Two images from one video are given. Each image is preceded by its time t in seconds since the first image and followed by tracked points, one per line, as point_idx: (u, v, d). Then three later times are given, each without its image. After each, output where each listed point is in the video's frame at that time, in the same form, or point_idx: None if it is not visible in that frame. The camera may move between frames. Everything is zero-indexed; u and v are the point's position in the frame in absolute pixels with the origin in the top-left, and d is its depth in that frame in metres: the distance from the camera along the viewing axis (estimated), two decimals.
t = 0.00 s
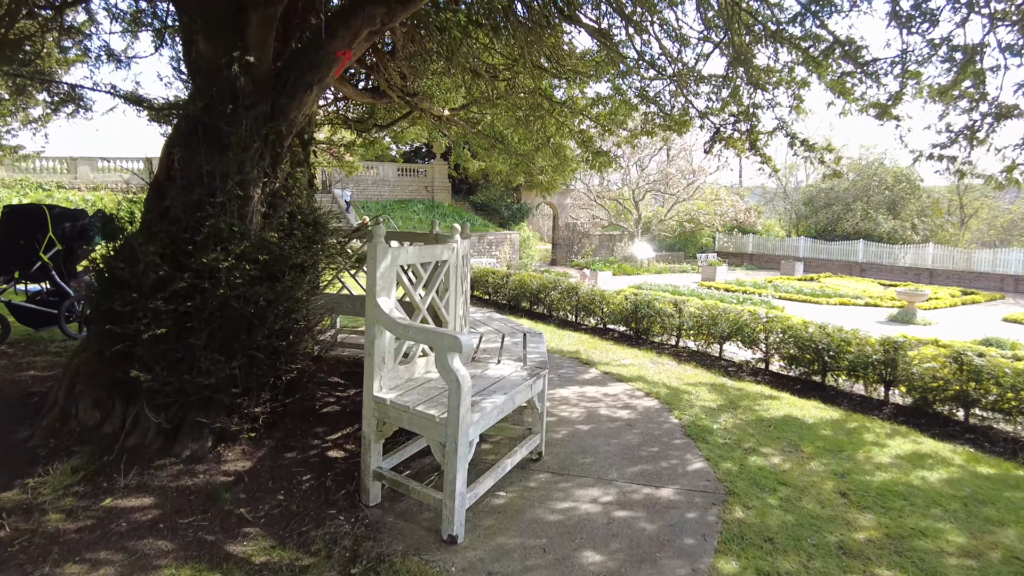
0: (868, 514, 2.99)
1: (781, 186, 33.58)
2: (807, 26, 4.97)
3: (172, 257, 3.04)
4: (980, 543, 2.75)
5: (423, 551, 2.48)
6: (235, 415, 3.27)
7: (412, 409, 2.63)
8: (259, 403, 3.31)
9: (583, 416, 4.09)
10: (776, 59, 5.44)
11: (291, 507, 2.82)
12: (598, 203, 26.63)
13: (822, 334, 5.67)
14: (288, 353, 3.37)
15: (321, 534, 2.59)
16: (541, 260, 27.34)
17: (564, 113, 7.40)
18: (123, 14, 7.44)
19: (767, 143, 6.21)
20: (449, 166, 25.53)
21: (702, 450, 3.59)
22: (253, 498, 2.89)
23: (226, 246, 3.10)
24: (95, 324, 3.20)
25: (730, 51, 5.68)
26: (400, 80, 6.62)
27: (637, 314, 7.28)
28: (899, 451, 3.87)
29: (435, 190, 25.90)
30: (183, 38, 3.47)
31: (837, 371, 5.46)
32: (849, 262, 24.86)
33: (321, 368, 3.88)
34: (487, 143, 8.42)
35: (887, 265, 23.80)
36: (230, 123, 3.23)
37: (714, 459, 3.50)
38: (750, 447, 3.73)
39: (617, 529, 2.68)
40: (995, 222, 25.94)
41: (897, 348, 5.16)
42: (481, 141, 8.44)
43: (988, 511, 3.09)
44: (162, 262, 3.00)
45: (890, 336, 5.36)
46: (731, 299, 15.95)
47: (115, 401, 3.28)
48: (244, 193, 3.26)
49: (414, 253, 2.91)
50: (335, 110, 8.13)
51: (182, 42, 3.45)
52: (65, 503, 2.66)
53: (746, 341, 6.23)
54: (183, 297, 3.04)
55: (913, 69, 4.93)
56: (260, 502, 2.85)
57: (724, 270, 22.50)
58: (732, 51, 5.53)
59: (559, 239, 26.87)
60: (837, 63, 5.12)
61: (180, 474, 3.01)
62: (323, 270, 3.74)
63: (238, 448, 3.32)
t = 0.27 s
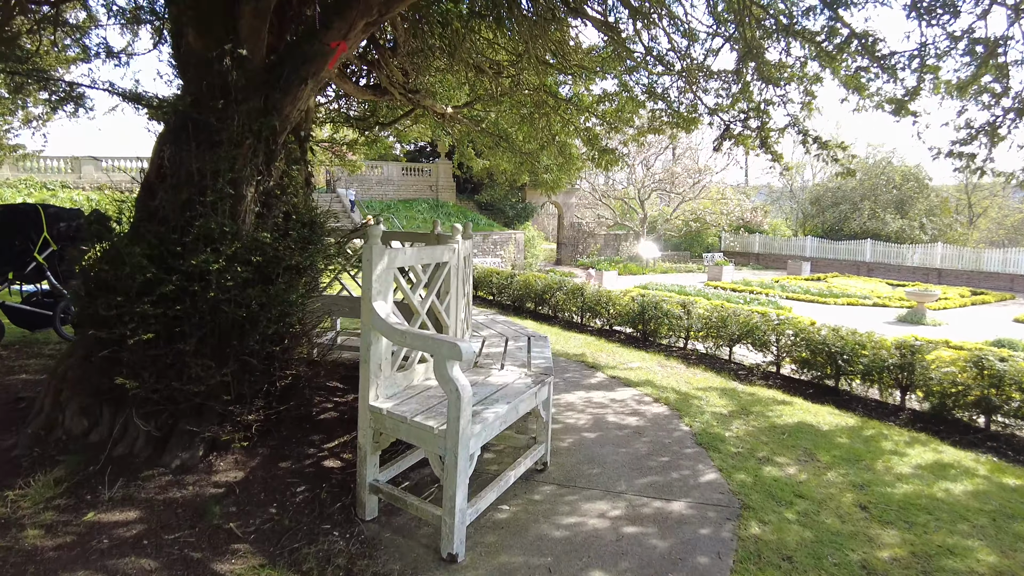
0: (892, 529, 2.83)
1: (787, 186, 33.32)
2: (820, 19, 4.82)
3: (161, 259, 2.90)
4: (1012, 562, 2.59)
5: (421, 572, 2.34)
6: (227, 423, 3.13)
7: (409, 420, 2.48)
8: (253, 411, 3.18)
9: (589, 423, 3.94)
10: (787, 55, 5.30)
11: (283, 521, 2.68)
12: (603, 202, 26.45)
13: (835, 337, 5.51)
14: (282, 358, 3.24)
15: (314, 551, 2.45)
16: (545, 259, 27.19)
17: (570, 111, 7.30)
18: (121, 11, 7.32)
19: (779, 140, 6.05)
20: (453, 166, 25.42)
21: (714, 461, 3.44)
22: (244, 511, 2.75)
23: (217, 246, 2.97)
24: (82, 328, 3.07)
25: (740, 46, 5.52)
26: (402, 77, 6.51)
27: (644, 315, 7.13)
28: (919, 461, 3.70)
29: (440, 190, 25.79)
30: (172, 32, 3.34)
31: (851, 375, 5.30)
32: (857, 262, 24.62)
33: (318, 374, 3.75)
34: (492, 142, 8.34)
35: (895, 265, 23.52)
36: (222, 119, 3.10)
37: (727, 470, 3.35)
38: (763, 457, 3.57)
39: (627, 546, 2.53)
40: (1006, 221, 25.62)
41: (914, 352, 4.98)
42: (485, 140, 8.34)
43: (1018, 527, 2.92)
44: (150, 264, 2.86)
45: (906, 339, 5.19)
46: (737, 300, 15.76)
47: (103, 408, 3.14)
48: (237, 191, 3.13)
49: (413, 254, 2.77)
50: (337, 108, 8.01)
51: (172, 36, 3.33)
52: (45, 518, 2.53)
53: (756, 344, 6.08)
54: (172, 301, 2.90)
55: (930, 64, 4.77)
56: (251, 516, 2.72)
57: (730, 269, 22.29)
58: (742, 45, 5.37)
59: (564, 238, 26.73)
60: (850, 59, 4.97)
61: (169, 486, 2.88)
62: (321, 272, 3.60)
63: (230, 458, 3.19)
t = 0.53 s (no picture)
0: (925, 545, 2.66)
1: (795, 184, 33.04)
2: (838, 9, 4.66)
3: (155, 256, 2.77)
4: None
5: None
6: (225, 428, 3.00)
7: (414, 428, 2.33)
8: (251, 415, 3.03)
9: (601, 428, 3.79)
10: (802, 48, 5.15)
11: (281, 533, 2.54)
12: (610, 200, 26.27)
13: (853, 338, 5.33)
14: (282, 358, 3.12)
15: (313, 566, 2.31)
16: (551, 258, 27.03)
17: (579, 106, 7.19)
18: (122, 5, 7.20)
19: (794, 136, 5.89)
20: (458, 164, 25.28)
21: (733, 469, 3.28)
22: (240, 522, 2.61)
23: (213, 243, 2.83)
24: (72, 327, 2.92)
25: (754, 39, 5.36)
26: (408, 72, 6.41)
27: (654, 315, 6.97)
28: (947, 469, 3.53)
29: (445, 188, 25.67)
30: (168, 21, 3.21)
31: (870, 378, 5.13)
32: (866, 262, 24.38)
33: (320, 376, 3.61)
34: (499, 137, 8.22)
35: (904, 264, 23.19)
36: (218, 110, 2.96)
37: (747, 479, 3.19)
38: (784, 465, 3.41)
39: (645, 563, 2.38)
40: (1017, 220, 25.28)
41: (937, 355, 4.81)
42: (493, 136, 8.25)
43: None
44: (143, 262, 2.72)
45: (928, 341, 5.01)
46: (745, 300, 15.55)
47: (95, 411, 2.99)
48: (234, 186, 3.00)
49: (419, 252, 2.62)
50: (342, 104, 7.89)
51: (168, 24, 3.19)
52: (29, 530, 2.39)
53: (770, 345, 5.91)
54: (166, 300, 2.77)
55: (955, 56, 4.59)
56: (248, 527, 2.58)
57: (738, 268, 22.05)
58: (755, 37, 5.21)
59: (570, 237, 26.57)
60: (868, 52, 4.80)
61: (162, 494, 2.74)
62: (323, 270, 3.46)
63: (228, 464, 3.05)
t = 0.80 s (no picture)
0: (962, 569, 2.50)
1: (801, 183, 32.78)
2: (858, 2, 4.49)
3: (145, 260, 2.61)
4: None
5: None
6: (221, 441, 2.85)
7: (419, 446, 2.18)
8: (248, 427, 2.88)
9: (614, 439, 3.63)
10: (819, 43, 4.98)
11: (278, 556, 2.39)
12: (614, 199, 26.09)
13: (871, 343, 5.17)
14: (281, 367, 2.96)
15: None
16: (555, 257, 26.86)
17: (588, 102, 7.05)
18: None
19: (809, 134, 5.72)
20: (462, 161, 25.12)
21: (753, 485, 3.12)
22: (235, 543, 2.46)
23: (207, 247, 2.68)
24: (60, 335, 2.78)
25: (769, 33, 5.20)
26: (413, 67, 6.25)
27: (664, 317, 6.80)
28: (977, 484, 3.36)
29: (449, 186, 25.51)
30: (161, 12, 3.06)
31: (889, 384, 4.96)
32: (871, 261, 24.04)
33: (321, 384, 3.46)
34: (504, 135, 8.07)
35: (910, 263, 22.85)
36: (213, 106, 2.81)
37: (768, 495, 3.03)
38: (806, 479, 3.25)
39: None
40: None
41: (960, 362, 4.64)
42: (499, 134, 8.10)
43: None
44: (133, 267, 2.57)
45: (950, 347, 4.85)
46: (752, 300, 15.36)
47: (84, 423, 2.85)
48: (230, 185, 2.84)
49: (424, 256, 2.47)
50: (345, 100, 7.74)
51: (161, 15, 3.04)
52: (9, 553, 2.26)
53: (785, 349, 5.74)
54: (158, 307, 2.62)
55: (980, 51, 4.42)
56: (243, 549, 2.43)
57: (744, 267, 21.85)
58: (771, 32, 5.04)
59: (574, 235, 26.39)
60: (889, 46, 4.64)
61: (153, 512, 2.59)
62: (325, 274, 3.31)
63: (224, 478, 2.90)
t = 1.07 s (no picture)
0: None
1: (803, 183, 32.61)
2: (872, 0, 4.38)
3: (128, 272, 2.49)
4: None
5: None
6: (209, 460, 2.72)
7: (415, 471, 2.05)
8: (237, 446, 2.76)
9: (619, 454, 3.51)
10: (829, 43, 4.85)
11: None
12: (616, 199, 25.96)
13: (881, 351, 5.03)
14: (272, 381, 2.83)
15: None
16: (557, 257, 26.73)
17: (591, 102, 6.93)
18: None
19: (818, 136, 5.59)
20: (463, 161, 25.00)
21: (764, 504, 2.98)
22: (221, 571, 2.34)
23: (194, 259, 2.57)
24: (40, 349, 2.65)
25: (777, 32, 5.06)
26: (412, 67, 6.13)
27: (668, 322, 6.66)
28: (998, 503, 3.23)
29: (450, 186, 25.38)
30: (148, 10, 2.93)
31: (900, 393, 4.83)
32: (874, 261, 23.85)
33: (315, 397, 3.33)
34: (505, 135, 7.94)
35: (913, 263, 22.63)
36: (201, 110, 2.69)
37: (781, 515, 2.89)
38: (820, 498, 3.11)
39: None
40: None
41: (975, 371, 4.50)
42: (500, 135, 7.97)
43: None
44: (116, 279, 2.44)
45: (964, 356, 4.71)
46: (755, 302, 15.22)
47: (66, 440, 2.71)
48: (218, 193, 2.72)
49: (422, 268, 2.34)
50: (344, 101, 7.62)
51: (148, 14, 2.91)
52: None
53: (793, 356, 5.61)
54: (142, 321, 2.50)
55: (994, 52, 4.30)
56: None
57: (747, 267, 21.70)
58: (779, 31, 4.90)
59: (576, 235, 26.29)
60: (902, 46, 4.50)
61: (136, 538, 2.47)
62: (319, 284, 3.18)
63: (212, 498, 2.77)
